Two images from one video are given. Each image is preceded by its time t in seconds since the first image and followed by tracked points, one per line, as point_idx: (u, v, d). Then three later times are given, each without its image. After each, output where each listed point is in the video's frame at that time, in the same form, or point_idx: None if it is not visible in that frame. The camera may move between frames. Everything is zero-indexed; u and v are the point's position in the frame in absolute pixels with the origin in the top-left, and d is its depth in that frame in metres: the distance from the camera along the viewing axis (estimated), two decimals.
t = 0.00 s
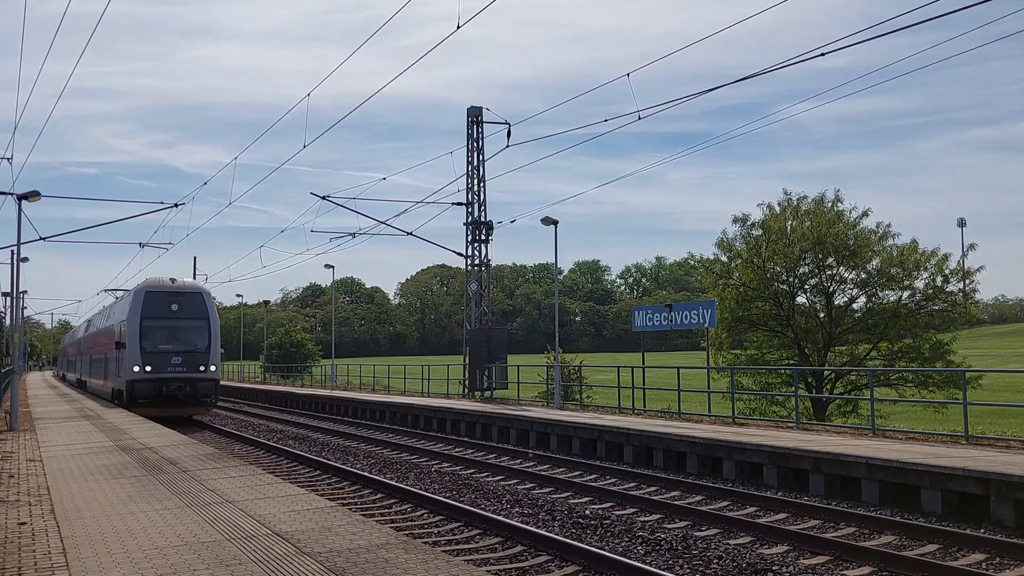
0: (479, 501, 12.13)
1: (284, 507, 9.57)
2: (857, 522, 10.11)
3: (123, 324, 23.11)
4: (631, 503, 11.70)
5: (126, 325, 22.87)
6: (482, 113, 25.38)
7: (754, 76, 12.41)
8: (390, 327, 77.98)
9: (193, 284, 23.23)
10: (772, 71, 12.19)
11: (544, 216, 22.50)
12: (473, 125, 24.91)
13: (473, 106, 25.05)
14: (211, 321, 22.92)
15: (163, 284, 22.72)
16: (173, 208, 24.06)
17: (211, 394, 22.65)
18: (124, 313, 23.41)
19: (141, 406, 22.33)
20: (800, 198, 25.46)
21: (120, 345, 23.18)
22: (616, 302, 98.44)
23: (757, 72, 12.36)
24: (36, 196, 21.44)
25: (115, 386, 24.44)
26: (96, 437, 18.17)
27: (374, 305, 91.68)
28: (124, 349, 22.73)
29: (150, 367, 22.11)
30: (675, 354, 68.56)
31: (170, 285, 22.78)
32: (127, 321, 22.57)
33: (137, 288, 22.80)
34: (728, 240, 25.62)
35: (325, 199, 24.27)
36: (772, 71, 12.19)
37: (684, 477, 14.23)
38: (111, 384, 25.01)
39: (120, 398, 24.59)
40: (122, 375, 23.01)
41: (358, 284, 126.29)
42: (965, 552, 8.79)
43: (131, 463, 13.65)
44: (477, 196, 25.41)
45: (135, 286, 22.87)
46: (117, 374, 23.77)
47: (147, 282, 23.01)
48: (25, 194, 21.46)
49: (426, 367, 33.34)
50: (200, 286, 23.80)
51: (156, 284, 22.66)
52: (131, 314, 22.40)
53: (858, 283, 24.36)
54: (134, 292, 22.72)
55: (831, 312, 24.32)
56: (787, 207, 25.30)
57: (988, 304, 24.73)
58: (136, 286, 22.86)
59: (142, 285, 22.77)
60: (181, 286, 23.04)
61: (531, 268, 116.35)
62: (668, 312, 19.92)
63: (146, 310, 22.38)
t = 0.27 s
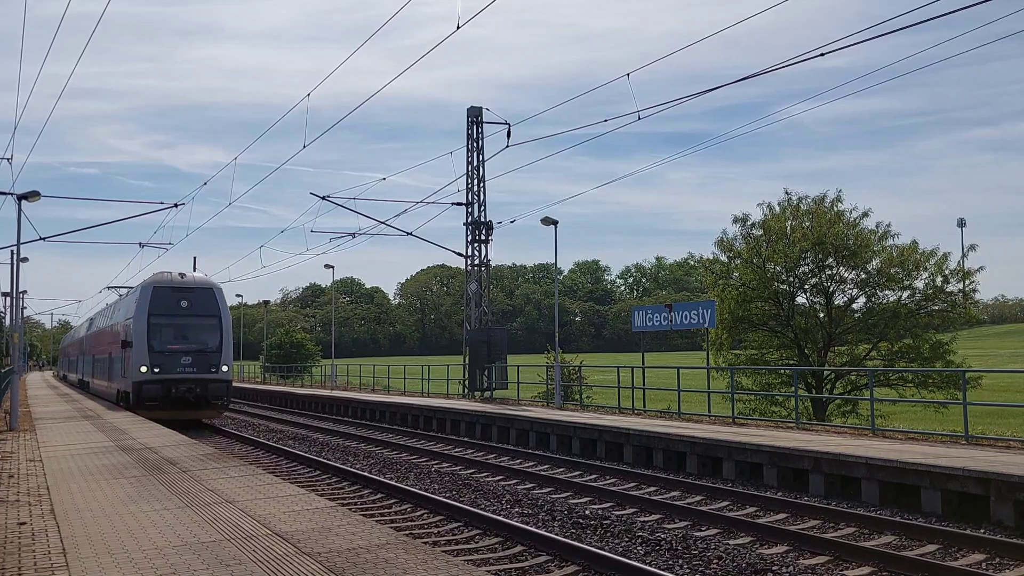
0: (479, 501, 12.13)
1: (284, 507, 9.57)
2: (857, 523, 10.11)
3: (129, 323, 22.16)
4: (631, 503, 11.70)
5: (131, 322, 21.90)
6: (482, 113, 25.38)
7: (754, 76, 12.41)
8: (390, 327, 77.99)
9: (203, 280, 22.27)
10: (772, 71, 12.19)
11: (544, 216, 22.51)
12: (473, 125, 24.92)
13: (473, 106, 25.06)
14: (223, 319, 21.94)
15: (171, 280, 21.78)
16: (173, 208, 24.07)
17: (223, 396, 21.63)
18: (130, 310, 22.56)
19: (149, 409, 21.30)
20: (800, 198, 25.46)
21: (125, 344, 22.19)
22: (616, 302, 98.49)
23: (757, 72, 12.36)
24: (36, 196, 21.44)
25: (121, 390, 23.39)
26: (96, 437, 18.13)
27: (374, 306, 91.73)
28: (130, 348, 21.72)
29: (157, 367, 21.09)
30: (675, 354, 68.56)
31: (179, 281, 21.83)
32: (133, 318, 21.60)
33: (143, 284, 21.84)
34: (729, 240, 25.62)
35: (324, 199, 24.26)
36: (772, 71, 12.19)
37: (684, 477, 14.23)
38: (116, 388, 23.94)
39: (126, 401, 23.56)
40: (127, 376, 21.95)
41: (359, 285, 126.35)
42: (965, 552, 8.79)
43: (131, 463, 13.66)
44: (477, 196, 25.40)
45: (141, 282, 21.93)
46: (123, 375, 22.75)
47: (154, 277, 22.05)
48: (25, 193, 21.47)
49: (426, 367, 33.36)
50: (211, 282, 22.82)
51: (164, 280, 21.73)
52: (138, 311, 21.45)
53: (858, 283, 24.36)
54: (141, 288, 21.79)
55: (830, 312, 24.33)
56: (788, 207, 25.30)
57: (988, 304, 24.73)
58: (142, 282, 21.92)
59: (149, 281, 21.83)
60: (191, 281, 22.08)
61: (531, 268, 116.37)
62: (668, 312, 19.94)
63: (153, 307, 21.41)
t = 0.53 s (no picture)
0: (479, 501, 12.13)
1: (284, 507, 9.57)
2: (856, 523, 10.12)
3: (136, 320, 21.20)
4: (631, 503, 11.70)
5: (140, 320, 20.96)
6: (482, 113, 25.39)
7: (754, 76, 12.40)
8: (390, 327, 78.00)
9: (215, 274, 21.33)
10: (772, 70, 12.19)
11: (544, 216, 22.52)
12: (473, 125, 24.93)
13: (473, 106, 25.06)
14: (236, 316, 21.02)
15: (182, 275, 20.87)
16: (173, 208, 24.06)
17: (237, 397, 20.75)
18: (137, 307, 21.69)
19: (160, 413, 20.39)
20: (800, 198, 25.46)
21: (133, 343, 21.24)
22: (616, 302, 98.50)
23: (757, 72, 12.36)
24: (36, 196, 21.45)
25: (128, 390, 22.44)
26: (96, 437, 18.11)
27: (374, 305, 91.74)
28: (138, 346, 20.76)
29: (168, 368, 20.20)
30: (675, 354, 68.56)
31: (190, 275, 20.89)
32: (141, 315, 20.64)
33: (151, 279, 20.89)
34: (729, 240, 25.62)
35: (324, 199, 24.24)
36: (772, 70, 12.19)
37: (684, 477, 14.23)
38: (123, 388, 22.97)
39: (134, 402, 22.61)
40: (135, 376, 21.02)
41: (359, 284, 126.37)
42: (965, 553, 8.79)
43: (131, 463, 13.66)
44: (477, 196, 25.39)
45: (150, 277, 20.97)
46: (130, 374, 21.77)
47: (164, 271, 21.11)
48: (26, 193, 21.48)
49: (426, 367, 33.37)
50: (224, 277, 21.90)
51: (175, 275, 20.80)
52: (147, 308, 20.51)
53: (858, 283, 24.36)
54: (150, 284, 20.84)
55: (830, 312, 24.33)
56: (788, 207, 25.29)
57: (988, 305, 24.73)
58: (151, 277, 20.95)
59: (158, 276, 20.88)
60: (203, 276, 21.14)
61: (531, 268, 116.40)
62: (668, 312, 19.94)
63: (162, 304, 20.47)
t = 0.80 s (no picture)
0: (479, 501, 12.13)
1: (284, 507, 9.56)
2: (856, 522, 10.12)
3: (145, 318, 19.63)
4: (631, 503, 11.69)
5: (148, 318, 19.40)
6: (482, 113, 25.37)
7: (754, 75, 12.35)
8: (390, 327, 78.01)
9: (229, 268, 19.84)
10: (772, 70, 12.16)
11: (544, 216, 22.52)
12: (473, 125, 24.91)
13: (472, 106, 25.04)
14: (251, 313, 19.47)
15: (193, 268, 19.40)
16: (173, 207, 24.03)
17: (254, 400, 19.15)
18: (144, 303, 20.82)
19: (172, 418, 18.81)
20: (800, 198, 25.43)
21: (142, 342, 19.67)
22: (617, 302, 98.51)
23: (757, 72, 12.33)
24: (36, 196, 21.43)
25: (138, 394, 20.83)
26: (97, 437, 18.08)
27: (374, 305, 91.72)
28: (146, 346, 19.15)
29: (178, 368, 18.59)
30: (675, 354, 68.58)
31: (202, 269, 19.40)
32: (150, 312, 19.11)
33: (162, 274, 19.41)
34: (729, 240, 25.61)
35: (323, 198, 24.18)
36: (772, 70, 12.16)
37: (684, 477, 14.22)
38: (133, 391, 21.38)
39: (144, 407, 21.02)
40: (143, 379, 19.40)
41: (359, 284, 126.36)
42: (966, 553, 8.79)
43: (131, 462, 13.65)
44: (477, 196, 25.37)
45: (160, 272, 19.48)
46: (139, 377, 20.17)
47: (174, 265, 19.63)
48: (25, 193, 21.46)
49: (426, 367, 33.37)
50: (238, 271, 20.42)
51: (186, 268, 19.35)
52: (156, 304, 18.94)
53: (858, 283, 24.35)
54: (160, 278, 19.32)
55: (831, 312, 24.34)
56: (788, 207, 25.29)
57: (988, 304, 24.73)
58: (161, 271, 19.47)
59: (168, 269, 19.37)
60: (218, 270, 19.65)
61: (531, 268, 116.39)
62: (668, 312, 19.94)
63: (172, 299, 18.95)
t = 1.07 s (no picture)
0: (479, 501, 12.13)
1: (284, 507, 9.56)
2: (856, 522, 10.13)
3: (156, 313, 18.53)
4: (631, 503, 11.69)
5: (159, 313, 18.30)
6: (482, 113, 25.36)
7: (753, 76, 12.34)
8: (390, 327, 77.99)
9: (246, 260, 18.74)
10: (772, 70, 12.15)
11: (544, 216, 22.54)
12: (473, 125, 24.91)
13: (472, 106, 25.03)
14: (269, 309, 18.40)
15: (207, 261, 18.30)
16: (173, 208, 24.01)
17: (274, 403, 18.09)
18: (148, 302, 20.42)
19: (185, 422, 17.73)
20: (800, 197, 25.42)
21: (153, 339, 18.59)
22: (617, 302, 98.53)
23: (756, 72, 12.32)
24: (36, 196, 21.43)
25: (149, 395, 19.72)
26: (97, 437, 18.07)
27: (374, 305, 91.75)
28: (157, 343, 18.06)
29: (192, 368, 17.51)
30: (675, 354, 68.59)
31: (217, 262, 18.31)
32: (162, 308, 18.01)
33: (173, 266, 18.28)
34: (729, 239, 25.60)
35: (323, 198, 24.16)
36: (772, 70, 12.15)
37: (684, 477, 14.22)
38: (143, 391, 20.25)
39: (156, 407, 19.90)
40: (155, 378, 18.34)
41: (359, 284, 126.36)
42: (965, 553, 8.79)
43: (131, 462, 13.64)
44: (477, 196, 25.37)
45: (173, 264, 18.37)
46: (151, 375, 19.07)
47: (186, 256, 18.52)
48: (25, 193, 21.46)
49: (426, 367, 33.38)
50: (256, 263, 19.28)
51: (200, 261, 18.27)
52: (168, 298, 17.85)
53: (858, 283, 24.35)
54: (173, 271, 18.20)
55: (831, 312, 24.35)
56: (788, 207, 25.29)
57: (988, 304, 24.73)
58: (173, 263, 18.35)
59: (180, 261, 18.24)
60: (234, 262, 18.54)
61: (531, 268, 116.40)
62: (668, 311, 19.94)
63: (185, 294, 17.87)
